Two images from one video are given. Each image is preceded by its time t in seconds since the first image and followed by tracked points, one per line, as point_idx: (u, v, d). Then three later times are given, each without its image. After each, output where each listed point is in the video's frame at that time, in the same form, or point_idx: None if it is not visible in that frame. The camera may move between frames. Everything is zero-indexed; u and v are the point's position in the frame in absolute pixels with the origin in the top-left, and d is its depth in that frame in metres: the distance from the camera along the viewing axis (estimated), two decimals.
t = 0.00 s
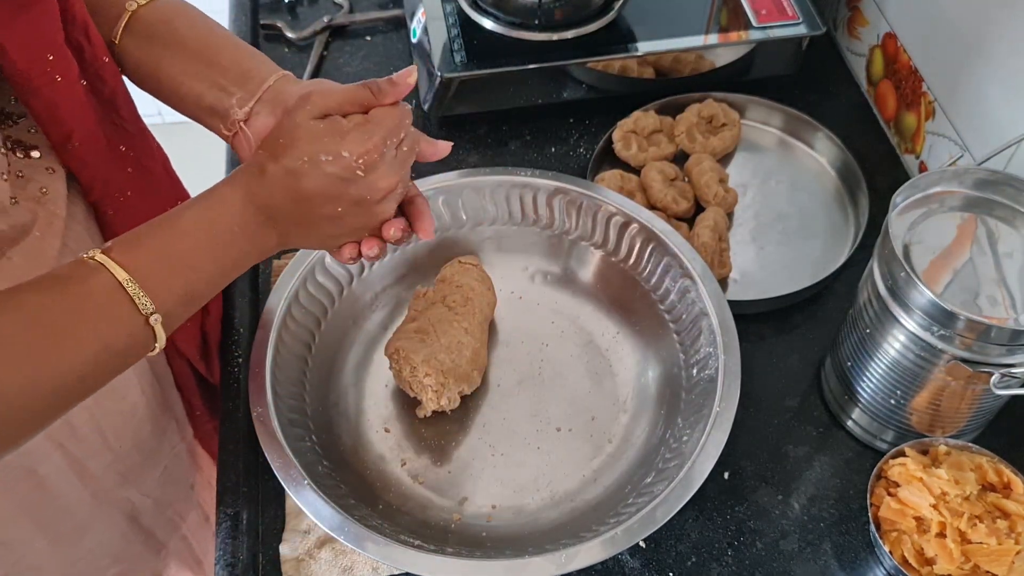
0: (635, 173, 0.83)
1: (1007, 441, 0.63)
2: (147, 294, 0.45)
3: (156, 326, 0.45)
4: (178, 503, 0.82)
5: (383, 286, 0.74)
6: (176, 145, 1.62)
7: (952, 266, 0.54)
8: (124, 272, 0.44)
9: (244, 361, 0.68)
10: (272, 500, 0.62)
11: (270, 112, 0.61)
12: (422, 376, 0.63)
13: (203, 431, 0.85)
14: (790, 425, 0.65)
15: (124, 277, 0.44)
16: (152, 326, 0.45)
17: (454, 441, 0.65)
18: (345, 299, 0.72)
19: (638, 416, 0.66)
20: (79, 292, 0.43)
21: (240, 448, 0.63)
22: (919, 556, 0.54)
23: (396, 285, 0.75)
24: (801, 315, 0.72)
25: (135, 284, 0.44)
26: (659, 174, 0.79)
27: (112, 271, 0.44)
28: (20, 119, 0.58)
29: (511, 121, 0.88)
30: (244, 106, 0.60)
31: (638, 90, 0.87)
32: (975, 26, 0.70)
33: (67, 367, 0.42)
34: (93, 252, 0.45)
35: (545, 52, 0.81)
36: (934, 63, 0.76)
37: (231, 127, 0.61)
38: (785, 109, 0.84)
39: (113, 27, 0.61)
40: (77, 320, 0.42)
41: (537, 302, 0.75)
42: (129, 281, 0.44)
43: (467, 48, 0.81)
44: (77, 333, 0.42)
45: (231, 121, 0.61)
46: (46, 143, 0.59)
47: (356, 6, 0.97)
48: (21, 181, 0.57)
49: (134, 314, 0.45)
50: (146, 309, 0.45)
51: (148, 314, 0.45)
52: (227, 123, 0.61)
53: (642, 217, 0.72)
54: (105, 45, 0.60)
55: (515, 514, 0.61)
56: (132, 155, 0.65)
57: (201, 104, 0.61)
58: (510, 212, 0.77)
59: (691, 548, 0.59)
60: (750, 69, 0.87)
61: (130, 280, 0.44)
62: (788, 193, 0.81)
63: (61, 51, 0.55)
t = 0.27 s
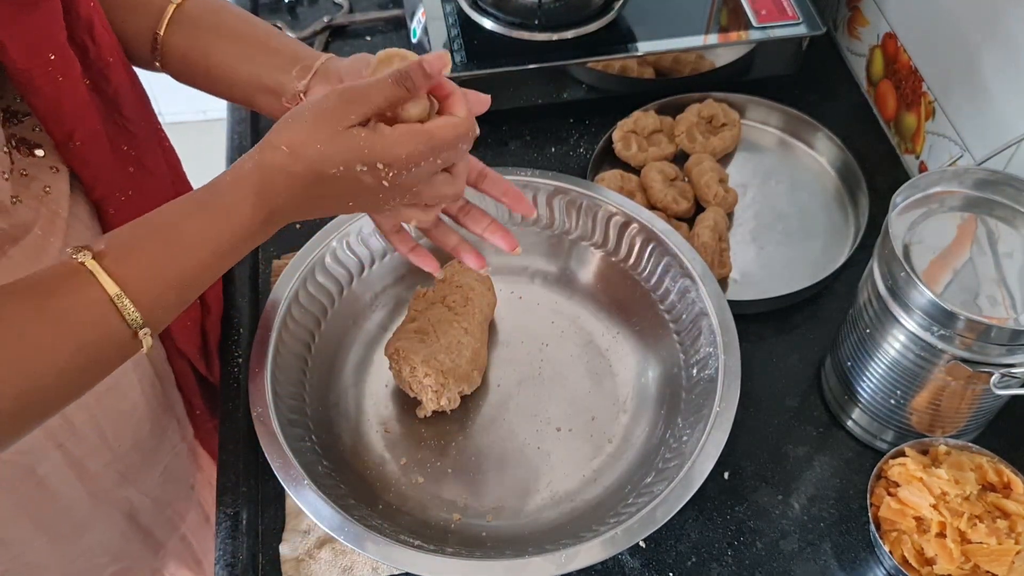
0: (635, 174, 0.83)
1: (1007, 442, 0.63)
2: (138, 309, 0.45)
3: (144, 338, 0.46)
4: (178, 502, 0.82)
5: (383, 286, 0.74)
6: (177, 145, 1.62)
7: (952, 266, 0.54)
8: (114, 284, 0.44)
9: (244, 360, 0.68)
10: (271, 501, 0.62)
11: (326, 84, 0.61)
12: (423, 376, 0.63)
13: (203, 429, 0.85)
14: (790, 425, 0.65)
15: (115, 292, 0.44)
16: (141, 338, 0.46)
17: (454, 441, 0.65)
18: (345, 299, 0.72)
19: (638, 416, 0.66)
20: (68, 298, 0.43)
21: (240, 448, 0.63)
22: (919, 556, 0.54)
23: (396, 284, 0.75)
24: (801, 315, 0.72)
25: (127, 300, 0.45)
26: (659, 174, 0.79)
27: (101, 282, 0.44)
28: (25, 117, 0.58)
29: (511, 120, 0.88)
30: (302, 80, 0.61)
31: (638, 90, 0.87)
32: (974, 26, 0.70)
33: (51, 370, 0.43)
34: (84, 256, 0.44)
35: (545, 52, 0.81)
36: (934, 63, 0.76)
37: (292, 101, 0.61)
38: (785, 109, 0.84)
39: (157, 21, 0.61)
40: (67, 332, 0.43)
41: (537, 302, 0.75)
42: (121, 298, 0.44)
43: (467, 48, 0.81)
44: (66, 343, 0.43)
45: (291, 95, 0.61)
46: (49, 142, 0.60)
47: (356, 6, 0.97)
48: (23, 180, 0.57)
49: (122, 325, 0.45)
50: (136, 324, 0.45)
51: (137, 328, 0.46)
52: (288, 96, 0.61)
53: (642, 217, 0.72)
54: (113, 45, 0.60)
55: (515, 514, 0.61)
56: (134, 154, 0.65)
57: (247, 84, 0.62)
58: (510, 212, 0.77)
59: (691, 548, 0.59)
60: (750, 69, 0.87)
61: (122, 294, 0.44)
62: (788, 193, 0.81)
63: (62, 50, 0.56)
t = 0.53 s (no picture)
0: (635, 174, 0.83)
1: (1007, 441, 0.63)
2: (138, 302, 0.43)
3: (152, 336, 0.44)
4: (178, 501, 0.82)
5: (383, 286, 0.74)
6: (177, 146, 1.62)
7: (952, 266, 0.54)
8: (116, 282, 0.43)
9: (244, 361, 0.68)
10: (271, 501, 0.62)
11: (325, 80, 0.62)
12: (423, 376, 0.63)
13: (202, 429, 0.85)
14: (790, 425, 0.65)
15: (115, 287, 0.43)
16: (147, 335, 0.44)
17: (453, 441, 0.65)
18: (345, 299, 0.72)
19: (638, 416, 0.66)
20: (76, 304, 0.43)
21: (240, 449, 0.63)
22: (919, 556, 0.55)
23: (396, 285, 0.75)
24: (800, 315, 0.72)
25: (127, 292, 0.43)
26: (659, 174, 0.79)
27: (104, 282, 0.43)
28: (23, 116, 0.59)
29: (511, 120, 0.88)
30: (298, 73, 0.61)
31: (638, 90, 0.87)
32: (975, 26, 0.70)
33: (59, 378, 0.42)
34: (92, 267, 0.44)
35: (545, 52, 0.81)
36: (935, 63, 0.76)
37: (287, 95, 0.62)
38: (785, 109, 0.84)
39: (151, 19, 0.62)
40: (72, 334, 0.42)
41: (537, 302, 0.75)
42: (120, 290, 0.43)
43: (467, 48, 0.81)
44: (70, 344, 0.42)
45: (287, 89, 0.61)
46: (47, 140, 0.60)
47: (356, 6, 0.97)
48: (21, 178, 0.57)
49: (126, 322, 0.43)
50: (139, 319, 0.43)
51: (140, 324, 0.44)
52: (283, 91, 0.62)
53: (642, 217, 0.72)
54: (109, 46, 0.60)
55: (515, 514, 0.61)
56: (131, 154, 0.65)
57: (245, 80, 0.62)
58: (510, 212, 0.77)
59: (691, 548, 0.59)
60: (750, 69, 0.87)
61: (121, 288, 0.43)
62: (788, 193, 0.81)
63: (58, 48, 0.56)
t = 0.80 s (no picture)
0: (635, 173, 0.83)
1: (1008, 441, 0.63)
2: (155, 282, 0.44)
3: (170, 316, 0.44)
4: (176, 500, 0.82)
5: (382, 286, 0.74)
6: (177, 146, 1.62)
7: (952, 266, 0.54)
8: (132, 263, 0.44)
9: (244, 361, 0.68)
10: (271, 501, 0.62)
11: (290, 70, 0.59)
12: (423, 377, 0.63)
13: (199, 427, 0.86)
14: (790, 425, 0.65)
15: (132, 267, 0.43)
16: (166, 316, 0.44)
17: (453, 441, 0.65)
18: (345, 299, 0.72)
19: (638, 416, 0.66)
20: (91, 287, 0.43)
21: (239, 449, 0.63)
22: (920, 556, 0.55)
23: (396, 285, 0.75)
24: (801, 315, 0.72)
25: (143, 273, 0.44)
26: (659, 174, 0.79)
27: (120, 263, 0.43)
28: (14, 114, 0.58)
29: (511, 120, 0.88)
30: (263, 63, 0.58)
31: (637, 90, 0.87)
32: (975, 26, 0.70)
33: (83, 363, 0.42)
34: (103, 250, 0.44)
35: (545, 52, 0.81)
36: (934, 63, 0.76)
37: (248, 86, 0.59)
38: (785, 109, 0.84)
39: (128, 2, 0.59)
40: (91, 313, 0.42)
41: (537, 302, 0.75)
42: (137, 271, 0.43)
43: (467, 48, 0.81)
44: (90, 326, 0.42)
45: (249, 79, 0.59)
46: (39, 137, 0.60)
47: (356, 6, 0.97)
48: (15, 175, 0.57)
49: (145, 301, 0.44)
50: (158, 299, 0.44)
51: (160, 304, 0.44)
52: (246, 81, 0.59)
53: (642, 217, 0.72)
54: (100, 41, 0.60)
55: (515, 515, 0.61)
56: (125, 152, 0.65)
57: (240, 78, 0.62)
58: (510, 212, 0.77)
59: (691, 548, 0.59)
60: (750, 69, 0.87)
61: (138, 269, 0.43)
62: (788, 193, 0.81)
63: (51, 45, 0.56)
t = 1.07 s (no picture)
0: (635, 174, 0.83)
1: (1007, 442, 0.63)
2: (158, 285, 0.44)
3: (170, 317, 0.45)
4: (176, 500, 0.82)
5: (383, 286, 0.74)
6: (177, 146, 1.62)
7: (952, 266, 0.54)
8: (133, 263, 0.43)
9: (244, 361, 0.68)
10: (271, 501, 0.62)
11: (295, 69, 0.59)
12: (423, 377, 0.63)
13: (199, 427, 0.86)
14: (790, 425, 0.66)
15: (134, 267, 0.43)
16: (165, 318, 0.45)
17: (453, 441, 0.65)
18: (346, 299, 0.72)
19: (638, 416, 0.66)
20: (90, 286, 0.43)
21: (239, 448, 0.63)
22: (919, 556, 0.55)
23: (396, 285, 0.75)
24: (800, 315, 0.72)
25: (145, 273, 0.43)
26: (659, 174, 0.79)
27: (121, 262, 0.43)
28: (12, 113, 0.58)
29: (511, 120, 0.88)
30: (269, 59, 0.59)
31: (637, 89, 0.87)
32: (975, 26, 0.70)
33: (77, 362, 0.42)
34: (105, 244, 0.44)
35: (545, 52, 0.81)
36: (935, 63, 0.76)
37: (253, 79, 0.59)
38: (785, 110, 0.84)
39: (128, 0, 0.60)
40: (89, 313, 0.42)
41: (537, 302, 0.75)
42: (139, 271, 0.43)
43: (467, 48, 0.81)
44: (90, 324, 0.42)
45: (254, 74, 0.59)
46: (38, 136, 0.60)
47: (356, 6, 0.97)
48: (12, 174, 0.57)
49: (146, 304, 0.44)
50: (159, 301, 0.44)
51: (161, 306, 0.44)
52: (250, 75, 0.59)
53: (642, 216, 0.72)
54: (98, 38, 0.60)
55: (515, 514, 0.61)
56: (124, 148, 0.65)
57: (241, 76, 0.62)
58: (510, 212, 0.77)
59: (691, 548, 0.59)
60: (750, 69, 0.87)
61: (140, 270, 0.43)
62: (788, 193, 0.81)
63: (49, 42, 0.56)
